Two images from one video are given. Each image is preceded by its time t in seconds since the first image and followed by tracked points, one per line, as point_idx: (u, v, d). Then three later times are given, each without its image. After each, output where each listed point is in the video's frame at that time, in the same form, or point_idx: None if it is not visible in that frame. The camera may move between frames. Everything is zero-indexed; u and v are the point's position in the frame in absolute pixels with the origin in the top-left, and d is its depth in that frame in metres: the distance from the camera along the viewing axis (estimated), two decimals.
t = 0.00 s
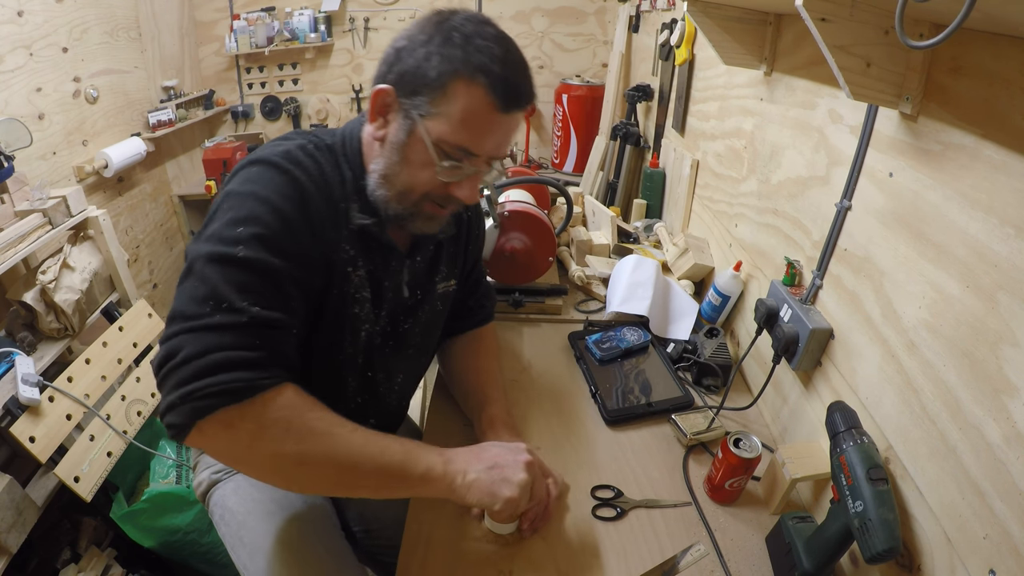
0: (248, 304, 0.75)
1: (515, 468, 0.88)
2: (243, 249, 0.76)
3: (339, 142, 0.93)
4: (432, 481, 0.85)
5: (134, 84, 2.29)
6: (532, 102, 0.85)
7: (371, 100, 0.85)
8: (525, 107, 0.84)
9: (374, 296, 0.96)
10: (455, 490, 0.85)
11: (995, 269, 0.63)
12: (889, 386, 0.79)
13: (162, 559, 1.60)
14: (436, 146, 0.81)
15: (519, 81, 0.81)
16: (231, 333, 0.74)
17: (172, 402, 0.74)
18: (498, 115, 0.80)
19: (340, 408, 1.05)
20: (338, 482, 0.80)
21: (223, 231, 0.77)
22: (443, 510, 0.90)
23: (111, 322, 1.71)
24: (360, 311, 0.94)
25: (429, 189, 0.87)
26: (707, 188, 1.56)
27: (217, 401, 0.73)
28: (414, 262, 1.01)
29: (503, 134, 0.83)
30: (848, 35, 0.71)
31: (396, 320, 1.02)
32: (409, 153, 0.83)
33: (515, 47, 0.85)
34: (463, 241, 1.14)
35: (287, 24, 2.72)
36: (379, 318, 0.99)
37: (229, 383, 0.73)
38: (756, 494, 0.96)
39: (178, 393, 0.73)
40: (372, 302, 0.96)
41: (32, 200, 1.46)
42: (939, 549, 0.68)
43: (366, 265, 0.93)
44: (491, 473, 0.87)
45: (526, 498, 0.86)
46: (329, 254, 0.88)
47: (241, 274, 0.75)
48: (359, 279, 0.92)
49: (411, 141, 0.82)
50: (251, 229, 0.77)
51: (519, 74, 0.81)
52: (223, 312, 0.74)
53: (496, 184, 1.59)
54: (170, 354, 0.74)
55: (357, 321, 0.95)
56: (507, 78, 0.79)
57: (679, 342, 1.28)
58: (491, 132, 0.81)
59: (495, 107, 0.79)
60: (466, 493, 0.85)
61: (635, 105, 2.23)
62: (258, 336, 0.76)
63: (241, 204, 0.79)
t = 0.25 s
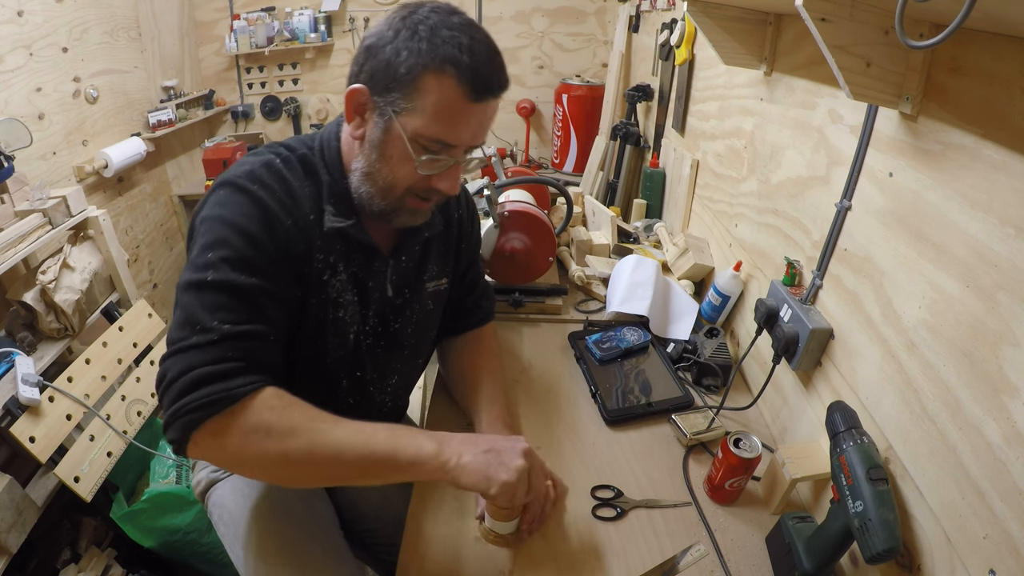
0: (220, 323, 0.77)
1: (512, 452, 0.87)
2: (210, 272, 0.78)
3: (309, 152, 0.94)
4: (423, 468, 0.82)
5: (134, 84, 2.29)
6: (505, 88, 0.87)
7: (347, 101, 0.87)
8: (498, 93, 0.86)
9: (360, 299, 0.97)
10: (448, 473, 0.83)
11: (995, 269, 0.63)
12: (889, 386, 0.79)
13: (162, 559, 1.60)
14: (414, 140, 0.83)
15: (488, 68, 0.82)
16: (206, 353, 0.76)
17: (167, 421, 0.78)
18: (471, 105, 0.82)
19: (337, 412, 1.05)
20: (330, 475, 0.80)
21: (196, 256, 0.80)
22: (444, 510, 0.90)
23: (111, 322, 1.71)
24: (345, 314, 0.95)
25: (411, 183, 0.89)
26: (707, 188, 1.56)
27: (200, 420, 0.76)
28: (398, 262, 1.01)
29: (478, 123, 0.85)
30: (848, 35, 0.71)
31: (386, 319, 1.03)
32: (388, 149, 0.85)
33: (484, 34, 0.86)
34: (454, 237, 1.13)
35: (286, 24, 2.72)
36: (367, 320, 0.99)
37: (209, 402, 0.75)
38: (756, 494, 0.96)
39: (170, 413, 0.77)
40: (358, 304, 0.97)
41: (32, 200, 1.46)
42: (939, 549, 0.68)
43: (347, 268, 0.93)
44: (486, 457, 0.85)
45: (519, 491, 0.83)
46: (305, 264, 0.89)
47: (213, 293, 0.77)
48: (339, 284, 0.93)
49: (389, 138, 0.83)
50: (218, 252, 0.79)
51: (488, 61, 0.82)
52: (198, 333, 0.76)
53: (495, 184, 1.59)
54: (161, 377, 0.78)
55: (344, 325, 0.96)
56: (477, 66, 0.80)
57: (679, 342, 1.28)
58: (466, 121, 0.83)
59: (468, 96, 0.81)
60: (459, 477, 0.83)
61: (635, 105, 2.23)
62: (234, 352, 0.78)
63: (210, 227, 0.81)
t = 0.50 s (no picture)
0: (206, 338, 0.78)
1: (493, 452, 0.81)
2: (196, 289, 0.79)
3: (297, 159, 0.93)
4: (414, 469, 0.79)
5: (135, 84, 2.29)
6: (492, 83, 0.87)
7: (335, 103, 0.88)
8: (485, 89, 0.86)
9: (354, 302, 0.97)
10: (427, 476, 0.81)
11: (995, 269, 0.63)
12: (889, 385, 0.79)
13: (162, 559, 1.59)
14: (401, 141, 0.84)
15: (474, 65, 0.83)
16: (193, 369, 0.77)
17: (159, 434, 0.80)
18: (457, 102, 0.82)
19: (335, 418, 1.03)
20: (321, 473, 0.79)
21: (184, 271, 0.81)
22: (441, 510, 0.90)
23: (111, 322, 1.71)
24: (337, 319, 0.95)
25: (401, 183, 0.90)
26: (707, 188, 1.56)
27: (191, 434, 0.78)
28: (393, 264, 1.01)
29: (467, 120, 0.85)
30: (848, 35, 0.71)
31: (381, 321, 1.03)
32: (376, 149, 0.86)
33: (469, 30, 0.86)
34: (449, 237, 1.13)
35: (286, 24, 2.71)
36: (363, 323, 0.99)
37: (197, 416, 0.77)
38: (757, 494, 0.96)
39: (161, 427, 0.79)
40: (352, 307, 0.97)
41: (32, 200, 1.46)
42: (939, 549, 0.68)
43: (339, 273, 0.93)
44: (464, 458, 0.80)
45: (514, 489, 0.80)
46: (295, 272, 0.90)
47: (197, 309, 0.78)
48: (332, 289, 0.93)
49: (377, 138, 0.84)
50: (203, 268, 0.80)
51: (474, 58, 0.82)
52: (184, 350, 0.78)
53: (495, 184, 1.59)
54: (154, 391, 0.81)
55: (338, 329, 0.96)
56: (462, 63, 0.81)
57: (679, 342, 1.28)
58: (453, 119, 0.83)
59: (454, 94, 0.81)
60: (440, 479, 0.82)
61: (635, 105, 2.23)
62: (222, 367, 0.79)
63: (197, 243, 0.82)
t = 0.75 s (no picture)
0: (180, 388, 0.85)
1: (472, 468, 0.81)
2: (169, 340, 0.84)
3: (276, 182, 0.91)
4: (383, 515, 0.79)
5: (134, 84, 2.29)
6: (477, 63, 0.85)
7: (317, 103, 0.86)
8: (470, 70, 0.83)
9: (349, 314, 0.97)
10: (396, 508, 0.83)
11: (995, 269, 0.63)
12: (889, 385, 0.79)
13: (162, 559, 1.59)
14: (387, 128, 0.80)
15: (456, 45, 0.80)
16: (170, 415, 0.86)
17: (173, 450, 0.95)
18: (441, 83, 0.79)
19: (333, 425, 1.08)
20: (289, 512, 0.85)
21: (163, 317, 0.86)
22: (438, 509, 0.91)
23: (111, 322, 1.70)
24: (324, 338, 0.95)
25: (390, 177, 0.86)
26: (707, 188, 1.56)
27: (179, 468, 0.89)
28: (386, 270, 1.00)
29: (454, 103, 0.82)
30: (848, 35, 0.71)
31: (379, 328, 1.02)
32: (361, 143, 0.83)
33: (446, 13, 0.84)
34: (445, 239, 1.13)
35: (286, 24, 2.71)
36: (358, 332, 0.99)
37: (176, 456, 0.87)
38: (756, 494, 0.96)
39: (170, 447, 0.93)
40: (347, 318, 0.96)
41: (32, 199, 1.46)
42: (938, 549, 0.68)
43: (326, 290, 0.92)
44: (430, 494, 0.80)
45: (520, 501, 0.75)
46: (272, 308, 0.90)
47: (172, 357, 0.85)
48: (320, 309, 0.92)
49: (361, 131, 0.81)
50: (174, 322, 0.84)
51: (454, 38, 0.80)
52: (167, 392, 0.86)
53: (495, 184, 1.59)
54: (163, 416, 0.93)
55: (331, 345, 0.96)
56: (442, 43, 0.79)
57: (679, 342, 1.28)
58: (439, 101, 0.80)
59: (436, 74, 0.78)
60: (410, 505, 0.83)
61: (635, 105, 2.23)
62: (193, 415, 0.86)
63: (171, 292, 0.85)
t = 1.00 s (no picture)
0: (180, 419, 0.88)
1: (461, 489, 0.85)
2: (166, 374, 0.86)
3: (252, 204, 0.90)
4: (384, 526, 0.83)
5: (134, 84, 2.29)
6: (430, 52, 0.82)
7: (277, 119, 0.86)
8: (422, 62, 0.80)
9: (339, 326, 0.97)
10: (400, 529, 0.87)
11: (995, 269, 0.63)
12: (889, 385, 0.79)
13: (162, 559, 1.59)
14: (343, 137, 0.80)
15: (403, 37, 0.78)
16: (174, 445, 0.89)
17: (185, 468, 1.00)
18: (389, 82, 0.77)
19: (333, 434, 1.10)
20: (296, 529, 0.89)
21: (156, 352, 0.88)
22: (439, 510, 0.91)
23: (111, 322, 1.71)
24: (312, 354, 0.95)
25: (355, 188, 0.86)
26: (707, 188, 1.56)
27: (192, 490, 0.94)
28: (373, 278, 1.00)
29: (408, 102, 0.80)
30: (848, 35, 0.71)
31: (370, 336, 1.02)
32: (321, 157, 0.83)
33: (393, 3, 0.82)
34: (434, 240, 1.12)
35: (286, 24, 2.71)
36: (348, 342, 0.98)
37: (187, 480, 0.91)
38: (757, 494, 0.96)
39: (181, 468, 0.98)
40: (337, 329, 0.96)
41: (32, 199, 1.46)
42: (939, 549, 0.68)
43: (311, 306, 0.92)
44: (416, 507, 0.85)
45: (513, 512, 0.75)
46: (258, 333, 0.91)
47: (168, 390, 0.87)
48: (305, 326, 0.93)
49: (318, 144, 0.82)
50: (167, 357, 0.86)
51: (398, 30, 0.78)
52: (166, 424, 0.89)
53: (495, 184, 1.59)
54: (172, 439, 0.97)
55: (320, 361, 0.96)
56: (385, 38, 0.76)
57: (679, 342, 1.28)
58: (390, 103, 0.78)
59: (382, 74, 0.76)
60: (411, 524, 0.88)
61: (635, 105, 2.23)
62: (195, 443, 0.89)
63: (160, 327, 0.86)
